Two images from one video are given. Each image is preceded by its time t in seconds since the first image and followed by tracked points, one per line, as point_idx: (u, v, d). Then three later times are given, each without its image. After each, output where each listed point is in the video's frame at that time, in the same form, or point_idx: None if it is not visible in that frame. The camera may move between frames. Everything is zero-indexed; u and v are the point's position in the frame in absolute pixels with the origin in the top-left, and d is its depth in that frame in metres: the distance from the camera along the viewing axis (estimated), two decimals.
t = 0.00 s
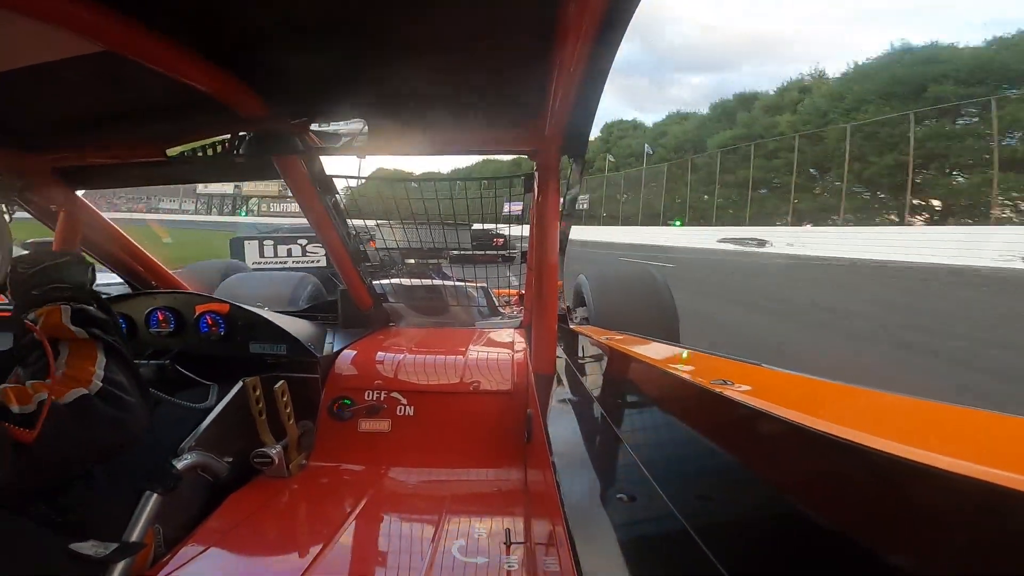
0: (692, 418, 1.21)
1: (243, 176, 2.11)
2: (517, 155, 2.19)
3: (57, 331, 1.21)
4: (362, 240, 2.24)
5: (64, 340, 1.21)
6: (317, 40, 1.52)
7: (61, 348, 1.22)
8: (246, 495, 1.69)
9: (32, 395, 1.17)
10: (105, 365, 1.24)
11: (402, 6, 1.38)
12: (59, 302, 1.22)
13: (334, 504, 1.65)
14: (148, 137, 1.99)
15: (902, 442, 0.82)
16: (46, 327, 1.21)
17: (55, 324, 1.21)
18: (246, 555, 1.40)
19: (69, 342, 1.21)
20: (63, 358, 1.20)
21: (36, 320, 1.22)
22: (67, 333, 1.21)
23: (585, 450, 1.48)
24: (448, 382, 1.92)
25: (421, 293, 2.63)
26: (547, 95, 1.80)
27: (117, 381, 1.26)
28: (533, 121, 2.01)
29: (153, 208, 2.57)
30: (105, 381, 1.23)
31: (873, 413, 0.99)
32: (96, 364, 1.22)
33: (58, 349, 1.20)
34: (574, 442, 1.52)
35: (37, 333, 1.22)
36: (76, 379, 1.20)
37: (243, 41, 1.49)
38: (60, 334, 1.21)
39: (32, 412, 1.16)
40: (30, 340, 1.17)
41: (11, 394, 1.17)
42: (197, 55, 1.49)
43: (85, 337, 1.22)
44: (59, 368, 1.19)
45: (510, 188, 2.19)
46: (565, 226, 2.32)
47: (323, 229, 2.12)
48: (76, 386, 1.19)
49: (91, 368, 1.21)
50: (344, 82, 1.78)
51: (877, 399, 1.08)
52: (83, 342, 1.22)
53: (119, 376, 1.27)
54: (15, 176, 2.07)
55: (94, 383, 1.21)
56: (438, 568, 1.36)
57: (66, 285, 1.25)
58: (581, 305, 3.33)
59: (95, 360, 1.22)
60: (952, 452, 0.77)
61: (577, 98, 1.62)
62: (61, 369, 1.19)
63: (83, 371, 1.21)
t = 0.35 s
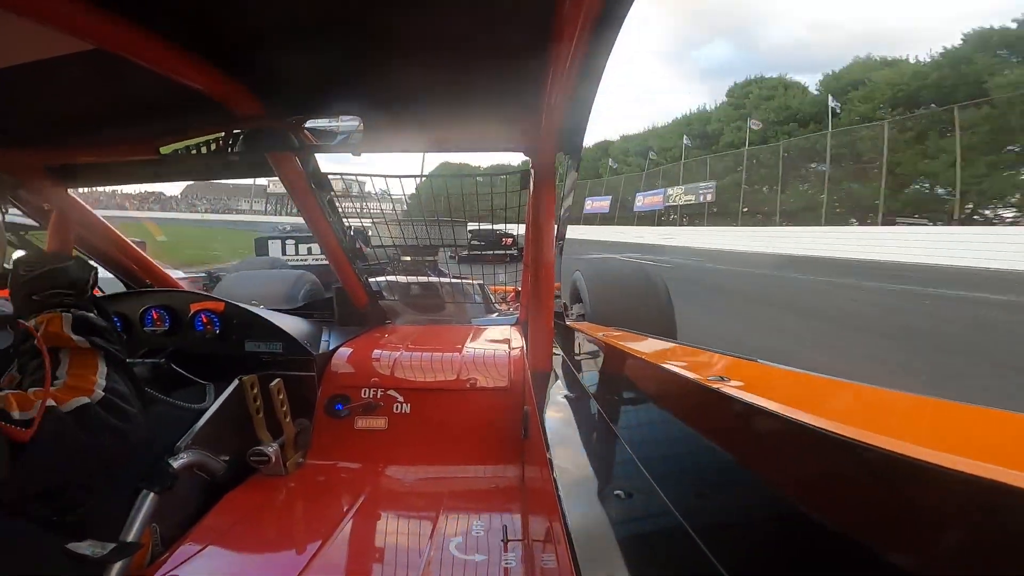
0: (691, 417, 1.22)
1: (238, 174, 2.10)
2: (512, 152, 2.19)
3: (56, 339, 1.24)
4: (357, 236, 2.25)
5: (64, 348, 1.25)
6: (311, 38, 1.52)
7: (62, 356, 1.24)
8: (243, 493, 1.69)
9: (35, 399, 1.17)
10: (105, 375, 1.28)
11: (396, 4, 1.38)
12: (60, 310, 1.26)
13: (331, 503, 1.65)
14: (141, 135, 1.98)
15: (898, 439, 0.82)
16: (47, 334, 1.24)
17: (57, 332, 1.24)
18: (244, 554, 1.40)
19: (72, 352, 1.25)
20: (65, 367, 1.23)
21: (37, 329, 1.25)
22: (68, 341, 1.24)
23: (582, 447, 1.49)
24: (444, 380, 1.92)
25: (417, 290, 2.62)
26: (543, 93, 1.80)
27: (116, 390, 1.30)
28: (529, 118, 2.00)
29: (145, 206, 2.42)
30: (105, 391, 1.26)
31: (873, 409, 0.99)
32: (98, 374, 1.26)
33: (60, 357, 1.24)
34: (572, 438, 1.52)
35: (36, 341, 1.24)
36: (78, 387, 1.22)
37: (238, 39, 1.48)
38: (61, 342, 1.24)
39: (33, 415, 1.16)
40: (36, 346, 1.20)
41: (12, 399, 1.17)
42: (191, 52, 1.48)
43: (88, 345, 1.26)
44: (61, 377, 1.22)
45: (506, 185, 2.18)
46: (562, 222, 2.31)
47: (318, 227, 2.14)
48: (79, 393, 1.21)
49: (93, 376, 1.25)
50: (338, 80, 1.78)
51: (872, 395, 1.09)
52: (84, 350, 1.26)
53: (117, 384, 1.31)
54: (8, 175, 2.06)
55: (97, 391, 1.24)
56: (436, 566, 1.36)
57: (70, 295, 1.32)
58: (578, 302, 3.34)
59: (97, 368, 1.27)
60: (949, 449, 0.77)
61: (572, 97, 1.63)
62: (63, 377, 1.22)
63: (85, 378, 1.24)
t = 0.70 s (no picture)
0: (697, 420, 1.22)
1: (242, 176, 2.11)
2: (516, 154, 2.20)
3: (61, 341, 1.26)
4: (360, 239, 2.26)
5: (69, 349, 1.26)
6: (313, 40, 1.52)
7: (66, 358, 1.26)
8: (248, 495, 1.70)
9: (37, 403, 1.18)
10: (111, 378, 1.29)
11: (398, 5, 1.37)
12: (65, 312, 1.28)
13: (336, 504, 1.65)
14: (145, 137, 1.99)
15: (904, 439, 0.82)
16: (52, 335, 1.25)
17: (62, 334, 1.26)
18: (249, 555, 1.40)
19: (78, 354, 1.26)
20: (70, 370, 1.24)
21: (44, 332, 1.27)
22: (72, 341, 1.26)
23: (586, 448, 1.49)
24: (448, 381, 1.92)
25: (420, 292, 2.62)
26: (546, 94, 1.80)
27: (121, 394, 1.30)
28: (531, 120, 2.00)
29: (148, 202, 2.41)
30: (110, 394, 1.27)
31: (878, 410, 0.99)
32: (103, 377, 1.27)
33: (64, 359, 1.25)
34: (574, 439, 1.53)
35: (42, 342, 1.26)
36: (84, 388, 1.23)
37: (242, 41, 1.49)
38: (65, 343, 1.26)
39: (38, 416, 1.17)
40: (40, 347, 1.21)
41: (17, 400, 1.19)
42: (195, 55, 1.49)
43: (92, 346, 1.27)
44: (65, 378, 1.23)
45: (509, 187, 2.19)
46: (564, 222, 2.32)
47: (322, 230, 2.15)
48: (85, 395, 1.22)
49: (98, 380, 1.26)
50: (341, 82, 1.78)
51: (879, 396, 1.08)
52: (88, 351, 1.27)
53: (123, 388, 1.31)
54: (13, 178, 2.07)
55: (102, 394, 1.25)
56: (440, 568, 1.36)
57: (75, 295, 1.35)
58: (581, 304, 3.34)
59: (102, 372, 1.27)
60: (953, 449, 0.77)
61: (574, 99, 1.64)
62: (68, 378, 1.23)
63: (89, 381, 1.25)
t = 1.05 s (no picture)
0: (695, 417, 1.23)
1: (238, 176, 2.11)
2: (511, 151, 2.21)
3: (72, 372, 1.25)
4: (357, 237, 2.25)
5: (80, 381, 1.25)
6: (308, 39, 1.52)
7: (76, 390, 1.25)
8: (246, 495, 1.70)
9: (53, 429, 1.16)
10: (118, 413, 1.28)
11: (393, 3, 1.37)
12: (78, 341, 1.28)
13: (335, 504, 1.65)
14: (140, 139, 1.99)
15: (901, 434, 0.82)
16: (64, 365, 1.24)
17: (74, 363, 1.25)
18: (249, 555, 1.40)
19: (88, 386, 1.26)
20: (79, 401, 1.23)
21: (54, 360, 1.26)
22: (84, 373, 1.25)
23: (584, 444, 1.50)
24: (447, 379, 1.92)
25: (417, 291, 2.60)
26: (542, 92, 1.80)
27: (129, 431, 1.28)
28: (527, 118, 2.00)
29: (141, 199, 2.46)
30: (117, 430, 1.24)
31: (875, 405, 0.99)
32: (111, 412, 1.26)
33: (74, 390, 1.24)
34: (573, 436, 1.53)
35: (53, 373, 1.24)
36: (92, 423, 1.21)
37: (237, 40, 1.49)
38: (77, 374, 1.25)
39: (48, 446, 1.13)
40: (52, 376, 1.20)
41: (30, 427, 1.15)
42: (189, 56, 1.48)
43: (102, 379, 1.26)
44: (75, 413, 1.21)
45: (505, 185, 2.21)
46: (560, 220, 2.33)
47: (318, 229, 2.13)
48: (93, 429, 1.20)
49: (106, 415, 1.25)
50: (337, 81, 1.78)
51: (876, 390, 1.09)
52: (99, 385, 1.27)
53: (130, 424, 1.29)
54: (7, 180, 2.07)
55: (109, 430, 1.22)
56: (440, 566, 1.36)
57: (88, 322, 1.36)
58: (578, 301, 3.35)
59: (110, 407, 1.26)
60: (949, 443, 0.78)
61: (571, 95, 1.63)
62: (77, 413, 1.21)
63: (98, 418, 1.23)
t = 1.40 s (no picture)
0: (695, 416, 1.22)
1: (239, 174, 2.11)
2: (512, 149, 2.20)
3: (61, 344, 1.20)
4: (358, 234, 2.22)
5: (71, 351, 1.21)
6: (308, 36, 1.51)
7: (68, 360, 1.21)
8: (246, 492, 1.70)
9: (43, 404, 1.13)
10: (112, 378, 1.23)
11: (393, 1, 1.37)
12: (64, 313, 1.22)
13: (334, 502, 1.65)
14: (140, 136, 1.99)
15: (904, 434, 0.82)
16: (52, 338, 1.20)
17: (61, 336, 1.20)
18: (249, 553, 1.41)
19: (78, 353, 1.21)
20: (70, 370, 1.19)
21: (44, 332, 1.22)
22: (73, 345, 1.20)
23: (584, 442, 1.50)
24: (447, 377, 1.92)
25: (417, 288, 2.62)
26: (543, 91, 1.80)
27: (124, 395, 1.24)
28: (528, 115, 2.00)
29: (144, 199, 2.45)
30: (113, 396, 1.21)
31: (875, 404, 0.99)
32: (104, 377, 1.21)
33: (65, 361, 1.20)
34: (573, 435, 1.53)
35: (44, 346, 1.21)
36: (85, 391, 1.18)
37: (238, 37, 1.48)
38: (66, 345, 1.20)
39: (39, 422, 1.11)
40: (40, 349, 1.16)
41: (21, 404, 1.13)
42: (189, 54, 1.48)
43: (93, 348, 1.22)
44: (68, 381, 1.18)
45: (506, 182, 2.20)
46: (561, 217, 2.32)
47: (319, 226, 2.11)
48: (87, 398, 1.17)
49: (99, 381, 1.20)
50: (338, 79, 1.77)
51: (877, 390, 1.08)
52: (90, 352, 1.22)
53: (126, 390, 1.25)
54: (9, 177, 2.07)
55: (104, 395, 1.19)
56: (440, 564, 1.36)
57: (77, 298, 1.30)
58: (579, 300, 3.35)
59: (103, 372, 1.21)
60: (950, 444, 0.77)
61: (571, 93, 1.63)
62: (70, 382, 1.18)
63: (91, 383, 1.19)
